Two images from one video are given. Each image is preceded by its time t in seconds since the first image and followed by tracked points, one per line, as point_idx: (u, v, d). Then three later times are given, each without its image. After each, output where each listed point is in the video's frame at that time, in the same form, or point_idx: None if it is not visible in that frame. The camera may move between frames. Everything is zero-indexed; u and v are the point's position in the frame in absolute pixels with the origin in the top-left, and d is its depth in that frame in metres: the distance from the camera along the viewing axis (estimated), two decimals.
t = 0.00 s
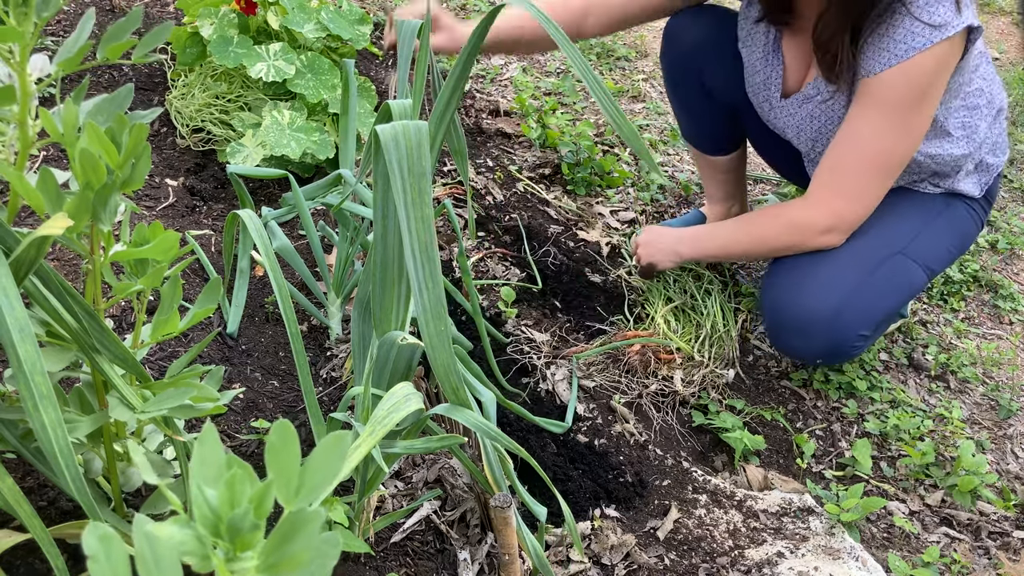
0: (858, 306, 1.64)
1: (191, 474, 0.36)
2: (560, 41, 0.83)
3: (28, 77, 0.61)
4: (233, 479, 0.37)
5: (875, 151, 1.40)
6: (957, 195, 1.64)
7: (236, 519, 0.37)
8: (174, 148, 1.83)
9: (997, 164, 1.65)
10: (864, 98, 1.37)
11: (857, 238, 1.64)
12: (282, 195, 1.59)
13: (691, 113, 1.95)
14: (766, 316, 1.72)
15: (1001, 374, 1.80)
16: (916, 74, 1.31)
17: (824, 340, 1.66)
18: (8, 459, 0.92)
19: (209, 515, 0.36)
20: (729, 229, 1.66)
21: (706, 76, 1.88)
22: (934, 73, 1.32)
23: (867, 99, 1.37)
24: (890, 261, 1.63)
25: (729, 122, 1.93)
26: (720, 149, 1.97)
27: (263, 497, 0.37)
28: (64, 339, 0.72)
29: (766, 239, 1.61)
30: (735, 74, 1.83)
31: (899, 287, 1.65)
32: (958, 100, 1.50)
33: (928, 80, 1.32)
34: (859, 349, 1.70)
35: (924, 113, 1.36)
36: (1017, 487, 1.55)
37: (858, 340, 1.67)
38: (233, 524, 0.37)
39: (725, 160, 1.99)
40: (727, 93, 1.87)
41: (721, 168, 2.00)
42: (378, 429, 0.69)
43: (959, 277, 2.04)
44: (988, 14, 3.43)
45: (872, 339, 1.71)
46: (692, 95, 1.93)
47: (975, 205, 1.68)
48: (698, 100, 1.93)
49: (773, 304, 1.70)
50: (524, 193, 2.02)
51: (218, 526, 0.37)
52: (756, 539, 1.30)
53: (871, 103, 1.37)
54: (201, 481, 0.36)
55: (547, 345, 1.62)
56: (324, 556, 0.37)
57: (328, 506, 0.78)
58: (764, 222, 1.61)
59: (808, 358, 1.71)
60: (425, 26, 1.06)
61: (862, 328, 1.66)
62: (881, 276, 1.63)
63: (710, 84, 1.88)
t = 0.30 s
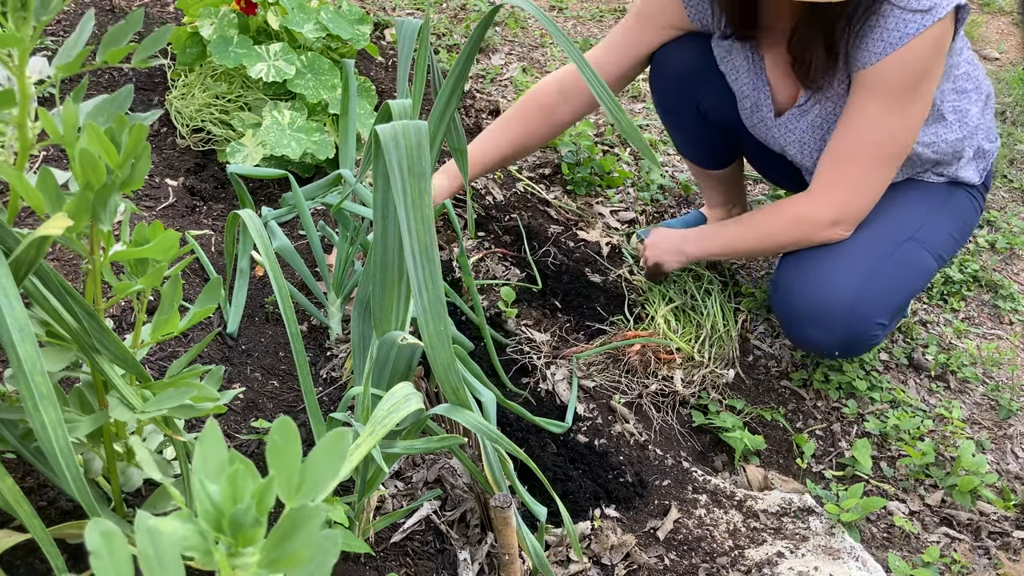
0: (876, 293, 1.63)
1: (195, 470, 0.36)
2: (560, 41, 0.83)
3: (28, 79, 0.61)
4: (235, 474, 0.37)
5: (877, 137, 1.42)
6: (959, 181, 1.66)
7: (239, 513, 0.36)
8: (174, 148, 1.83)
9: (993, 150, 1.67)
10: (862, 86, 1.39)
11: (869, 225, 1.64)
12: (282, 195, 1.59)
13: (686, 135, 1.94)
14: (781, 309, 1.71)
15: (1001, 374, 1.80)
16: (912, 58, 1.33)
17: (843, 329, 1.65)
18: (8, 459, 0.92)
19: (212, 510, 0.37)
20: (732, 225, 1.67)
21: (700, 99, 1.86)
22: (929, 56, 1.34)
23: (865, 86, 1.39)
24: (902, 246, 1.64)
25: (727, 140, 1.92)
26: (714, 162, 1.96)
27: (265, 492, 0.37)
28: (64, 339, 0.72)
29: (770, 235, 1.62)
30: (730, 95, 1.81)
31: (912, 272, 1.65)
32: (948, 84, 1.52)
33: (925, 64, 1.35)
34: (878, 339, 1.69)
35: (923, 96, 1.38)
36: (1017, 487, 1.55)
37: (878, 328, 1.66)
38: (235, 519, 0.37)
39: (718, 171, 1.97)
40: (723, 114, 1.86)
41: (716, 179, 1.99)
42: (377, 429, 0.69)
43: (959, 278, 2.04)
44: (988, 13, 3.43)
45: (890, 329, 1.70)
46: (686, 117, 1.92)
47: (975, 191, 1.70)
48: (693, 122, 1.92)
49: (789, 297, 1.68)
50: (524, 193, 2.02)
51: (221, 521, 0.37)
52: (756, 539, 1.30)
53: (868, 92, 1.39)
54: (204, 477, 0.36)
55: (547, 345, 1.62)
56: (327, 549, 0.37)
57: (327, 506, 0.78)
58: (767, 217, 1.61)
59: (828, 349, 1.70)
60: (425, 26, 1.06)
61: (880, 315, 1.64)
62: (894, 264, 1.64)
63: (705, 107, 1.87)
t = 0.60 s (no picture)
0: (869, 291, 1.63)
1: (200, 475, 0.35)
2: (560, 41, 0.83)
3: (26, 78, 0.61)
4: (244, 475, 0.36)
5: (864, 139, 1.42)
6: (954, 180, 1.66)
7: (245, 517, 0.37)
8: (174, 148, 1.83)
9: (988, 149, 1.68)
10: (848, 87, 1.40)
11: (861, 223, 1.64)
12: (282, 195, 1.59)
13: (686, 140, 1.94)
14: (775, 307, 1.71)
15: (1001, 374, 1.80)
16: (897, 60, 1.33)
17: (836, 327, 1.66)
18: (8, 459, 0.92)
19: (218, 513, 0.37)
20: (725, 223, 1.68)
21: (696, 103, 1.86)
22: (913, 58, 1.34)
23: (851, 87, 1.39)
24: (894, 244, 1.63)
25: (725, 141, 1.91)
26: (711, 163, 1.96)
27: (273, 495, 0.38)
28: (64, 339, 0.72)
29: (761, 233, 1.62)
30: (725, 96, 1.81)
31: (905, 269, 1.65)
32: (939, 84, 1.52)
33: (910, 66, 1.35)
34: (872, 336, 1.69)
35: (910, 98, 1.38)
36: (1017, 487, 1.55)
37: (871, 325, 1.66)
38: (242, 522, 0.37)
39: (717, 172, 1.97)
40: (719, 116, 1.86)
41: (714, 179, 1.99)
42: (378, 429, 0.69)
43: (959, 277, 2.04)
44: (988, 13, 3.43)
45: (883, 325, 1.70)
46: (683, 121, 1.91)
47: (971, 189, 1.70)
48: (690, 126, 1.91)
49: (782, 295, 1.68)
50: (524, 193, 2.01)
51: (227, 524, 0.37)
52: (756, 539, 1.30)
53: (854, 94, 1.40)
54: (210, 479, 0.36)
55: (547, 345, 1.62)
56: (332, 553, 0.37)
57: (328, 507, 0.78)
58: (756, 216, 1.62)
59: (820, 347, 1.70)
60: (425, 26, 1.06)
61: (873, 312, 1.65)
62: (886, 261, 1.63)
63: (700, 110, 1.86)
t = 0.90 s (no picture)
0: (868, 290, 1.63)
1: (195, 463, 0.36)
2: (560, 41, 0.83)
3: (28, 79, 0.61)
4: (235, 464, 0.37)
5: (861, 139, 1.42)
6: (953, 179, 1.66)
7: (238, 505, 0.36)
8: (174, 148, 1.83)
9: (985, 148, 1.68)
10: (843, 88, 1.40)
11: (860, 222, 1.64)
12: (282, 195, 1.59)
13: (683, 142, 1.94)
14: (774, 307, 1.70)
15: (1001, 374, 1.80)
16: (891, 60, 1.33)
17: (836, 326, 1.65)
18: (8, 459, 0.92)
19: (211, 501, 0.36)
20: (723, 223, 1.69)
21: (692, 105, 1.86)
22: (907, 57, 1.34)
23: (845, 88, 1.40)
24: (893, 243, 1.63)
25: (722, 143, 1.91)
26: (709, 165, 1.96)
27: (264, 484, 0.37)
28: (64, 339, 0.72)
29: (759, 233, 1.62)
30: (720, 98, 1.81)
31: (904, 268, 1.65)
32: (934, 82, 1.53)
33: (905, 65, 1.35)
34: (872, 336, 1.69)
35: (905, 97, 1.39)
36: (1017, 487, 1.55)
37: (870, 325, 1.66)
38: (234, 511, 0.36)
39: (716, 172, 1.97)
40: (714, 117, 1.86)
41: (713, 180, 1.99)
42: (377, 429, 0.69)
43: (959, 277, 2.04)
44: (988, 13, 3.43)
45: (882, 325, 1.70)
46: (680, 124, 1.91)
47: (969, 188, 1.70)
48: (686, 128, 1.91)
49: (781, 295, 1.68)
50: (524, 193, 2.01)
51: (220, 512, 0.37)
52: (756, 539, 1.30)
53: (848, 94, 1.40)
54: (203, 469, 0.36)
55: (547, 345, 1.62)
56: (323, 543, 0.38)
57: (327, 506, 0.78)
58: (753, 216, 1.62)
59: (820, 347, 1.70)
60: (425, 26, 1.06)
61: (873, 311, 1.64)
62: (886, 261, 1.63)
63: (697, 111, 1.86)
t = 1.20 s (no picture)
0: (865, 292, 1.63)
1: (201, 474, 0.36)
2: (560, 41, 0.83)
3: (29, 78, 0.61)
4: (242, 478, 0.37)
5: (858, 140, 1.42)
6: (952, 181, 1.66)
7: (244, 518, 0.37)
8: (174, 147, 1.83)
9: (984, 149, 1.68)
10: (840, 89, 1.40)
11: (858, 224, 1.64)
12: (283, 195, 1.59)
13: (682, 144, 1.94)
14: (771, 308, 1.70)
15: (1001, 374, 1.80)
16: (889, 62, 1.33)
17: (831, 327, 1.65)
18: (8, 459, 0.92)
19: (218, 513, 0.37)
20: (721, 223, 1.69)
21: (691, 106, 1.86)
22: (905, 58, 1.34)
23: (843, 89, 1.40)
24: (891, 245, 1.63)
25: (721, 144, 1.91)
26: (710, 165, 1.95)
27: (272, 496, 0.38)
28: (64, 339, 0.72)
29: (757, 232, 1.62)
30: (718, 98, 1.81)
31: (902, 270, 1.65)
32: (934, 83, 1.53)
33: (903, 67, 1.34)
34: (868, 338, 1.69)
35: (903, 99, 1.39)
36: (1017, 487, 1.55)
37: (866, 326, 1.66)
38: (241, 523, 0.37)
39: (716, 173, 1.97)
40: (713, 118, 1.85)
41: (713, 180, 1.99)
42: (378, 429, 0.69)
43: (959, 278, 2.04)
44: (987, 13, 3.43)
45: (879, 326, 1.70)
46: (679, 126, 1.91)
47: (969, 190, 1.70)
48: (685, 130, 1.91)
49: (777, 295, 1.68)
50: (524, 193, 2.01)
51: (227, 526, 0.37)
52: (756, 539, 1.30)
53: (845, 94, 1.40)
54: (210, 480, 0.36)
55: (547, 345, 1.62)
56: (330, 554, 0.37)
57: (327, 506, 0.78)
58: (751, 215, 1.62)
59: (816, 348, 1.70)
60: (425, 26, 1.06)
61: (868, 313, 1.65)
62: (883, 262, 1.63)
63: (695, 112, 1.86)
